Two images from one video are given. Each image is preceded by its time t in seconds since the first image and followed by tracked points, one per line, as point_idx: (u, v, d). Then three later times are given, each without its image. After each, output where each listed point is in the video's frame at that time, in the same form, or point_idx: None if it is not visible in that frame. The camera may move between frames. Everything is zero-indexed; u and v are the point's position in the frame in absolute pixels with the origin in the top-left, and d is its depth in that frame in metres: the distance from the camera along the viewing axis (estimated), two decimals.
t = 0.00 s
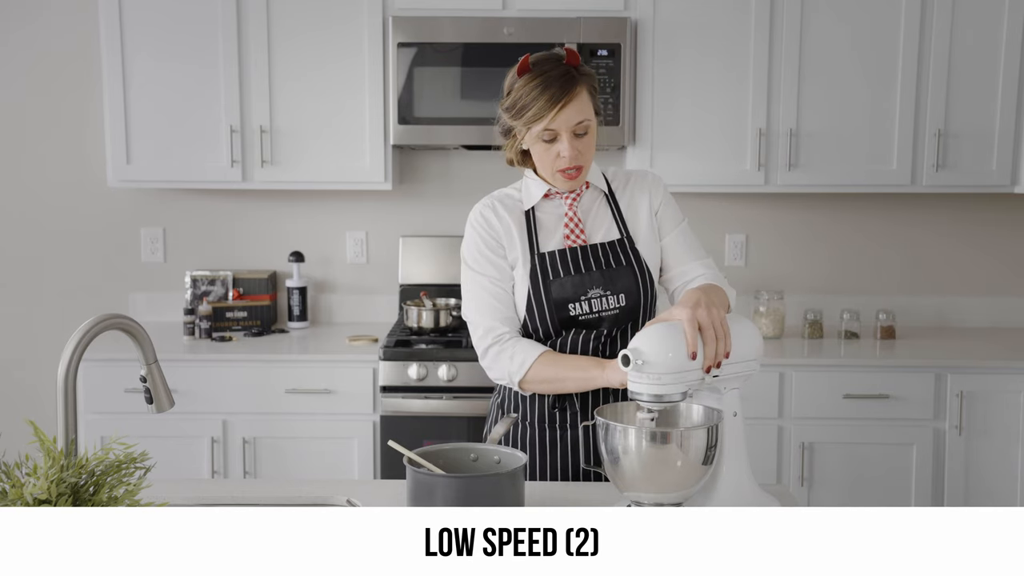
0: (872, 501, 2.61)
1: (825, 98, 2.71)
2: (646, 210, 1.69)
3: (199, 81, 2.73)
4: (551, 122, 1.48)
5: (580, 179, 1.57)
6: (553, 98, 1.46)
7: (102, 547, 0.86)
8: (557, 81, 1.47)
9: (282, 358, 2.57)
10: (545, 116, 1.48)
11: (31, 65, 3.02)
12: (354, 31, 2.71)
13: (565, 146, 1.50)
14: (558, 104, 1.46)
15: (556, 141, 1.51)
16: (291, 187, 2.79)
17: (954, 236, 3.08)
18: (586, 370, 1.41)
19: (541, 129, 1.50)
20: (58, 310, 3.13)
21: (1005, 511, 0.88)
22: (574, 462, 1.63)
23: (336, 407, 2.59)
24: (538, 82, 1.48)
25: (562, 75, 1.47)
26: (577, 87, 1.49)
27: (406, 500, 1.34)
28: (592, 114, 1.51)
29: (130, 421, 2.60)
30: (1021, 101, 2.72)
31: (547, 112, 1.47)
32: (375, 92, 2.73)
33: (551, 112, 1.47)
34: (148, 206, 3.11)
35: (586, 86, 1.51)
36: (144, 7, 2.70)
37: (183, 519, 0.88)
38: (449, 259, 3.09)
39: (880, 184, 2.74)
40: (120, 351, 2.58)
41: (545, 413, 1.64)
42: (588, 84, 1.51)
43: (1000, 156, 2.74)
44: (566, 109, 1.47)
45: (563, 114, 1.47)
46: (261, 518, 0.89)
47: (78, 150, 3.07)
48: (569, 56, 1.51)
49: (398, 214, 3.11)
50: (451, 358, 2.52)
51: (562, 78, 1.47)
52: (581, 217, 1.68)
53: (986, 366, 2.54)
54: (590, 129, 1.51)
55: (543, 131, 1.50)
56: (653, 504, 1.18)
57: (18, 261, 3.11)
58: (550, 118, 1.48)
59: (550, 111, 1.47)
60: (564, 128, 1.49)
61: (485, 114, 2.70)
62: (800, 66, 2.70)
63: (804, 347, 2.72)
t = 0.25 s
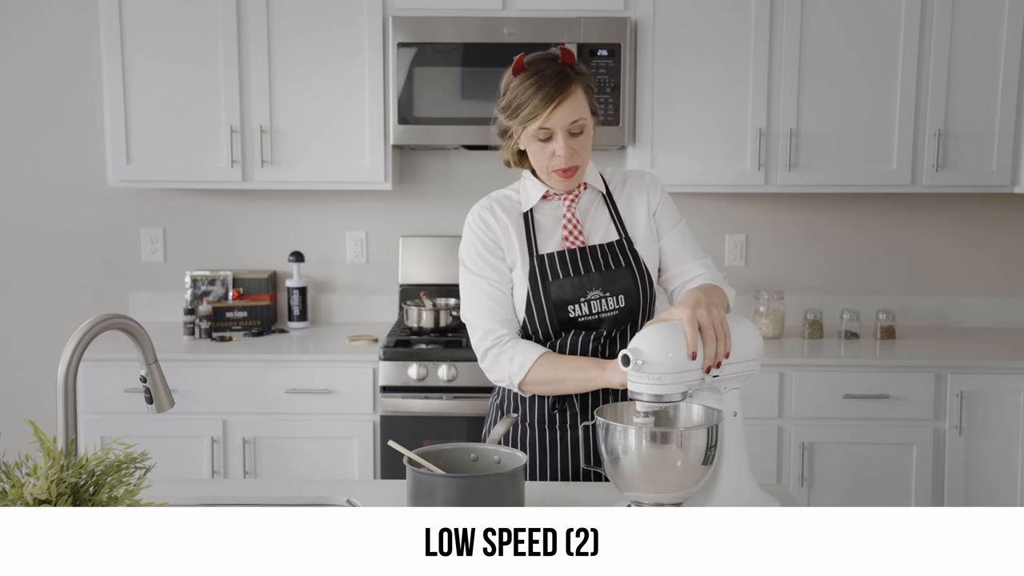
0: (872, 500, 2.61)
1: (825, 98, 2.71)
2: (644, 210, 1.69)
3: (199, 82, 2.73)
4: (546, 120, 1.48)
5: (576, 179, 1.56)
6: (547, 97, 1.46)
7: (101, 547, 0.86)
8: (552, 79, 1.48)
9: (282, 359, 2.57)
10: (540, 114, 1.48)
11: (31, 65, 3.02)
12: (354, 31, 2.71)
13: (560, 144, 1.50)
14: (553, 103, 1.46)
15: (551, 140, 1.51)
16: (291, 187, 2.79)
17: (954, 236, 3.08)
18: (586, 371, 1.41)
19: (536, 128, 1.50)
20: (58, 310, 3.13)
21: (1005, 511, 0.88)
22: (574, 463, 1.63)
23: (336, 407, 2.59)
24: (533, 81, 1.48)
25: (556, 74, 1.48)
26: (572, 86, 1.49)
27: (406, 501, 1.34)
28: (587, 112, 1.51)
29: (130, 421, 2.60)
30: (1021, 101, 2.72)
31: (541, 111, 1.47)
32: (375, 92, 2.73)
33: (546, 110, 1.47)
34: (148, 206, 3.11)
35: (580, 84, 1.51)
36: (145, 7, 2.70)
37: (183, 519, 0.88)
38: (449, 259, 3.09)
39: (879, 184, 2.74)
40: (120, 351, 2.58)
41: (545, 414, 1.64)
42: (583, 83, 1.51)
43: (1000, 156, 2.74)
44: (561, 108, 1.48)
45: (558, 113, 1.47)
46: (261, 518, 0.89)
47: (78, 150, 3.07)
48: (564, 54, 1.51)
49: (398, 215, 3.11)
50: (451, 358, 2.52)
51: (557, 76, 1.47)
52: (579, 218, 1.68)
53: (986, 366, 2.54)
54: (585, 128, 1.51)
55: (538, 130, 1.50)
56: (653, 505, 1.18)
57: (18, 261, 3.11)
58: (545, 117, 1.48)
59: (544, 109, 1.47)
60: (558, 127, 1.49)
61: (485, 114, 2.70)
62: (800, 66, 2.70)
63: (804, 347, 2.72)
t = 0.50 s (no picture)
0: (872, 500, 2.61)
1: (825, 98, 2.71)
2: (642, 210, 1.69)
3: (199, 82, 2.73)
4: (541, 118, 1.48)
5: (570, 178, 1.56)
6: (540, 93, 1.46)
7: (101, 547, 0.86)
8: (546, 77, 1.48)
9: (282, 359, 2.57)
10: (535, 112, 1.48)
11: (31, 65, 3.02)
12: (354, 31, 2.71)
13: (555, 143, 1.50)
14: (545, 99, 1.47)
15: (546, 138, 1.51)
16: (291, 187, 2.79)
17: (954, 236, 3.08)
18: (586, 371, 1.41)
19: (531, 127, 1.50)
20: (58, 310, 3.13)
21: (1005, 511, 0.88)
22: (574, 463, 1.63)
23: (336, 407, 2.59)
24: (528, 80, 1.48)
25: (551, 73, 1.48)
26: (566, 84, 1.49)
27: (406, 501, 1.34)
28: (582, 111, 1.51)
29: (130, 421, 2.60)
30: (1021, 101, 2.72)
31: (536, 109, 1.48)
32: (375, 92, 2.73)
33: (541, 108, 1.47)
34: (148, 206, 3.11)
35: (575, 83, 1.51)
36: (145, 7, 2.70)
37: (183, 519, 0.88)
38: (449, 259, 3.09)
39: (879, 184, 2.74)
40: (120, 351, 2.58)
41: (545, 414, 1.64)
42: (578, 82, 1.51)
43: (1000, 156, 2.74)
44: (556, 106, 1.48)
45: (553, 110, 1.47)
46: (261, 518, 0.89)
47: (78, 150, 3.07)
48: (559, 54, 1.52)
49: (398, 215, 3.11)
50: (451, 358, 2.52)
51: (552, 75, 1.48)
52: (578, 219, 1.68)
53: (986, 366, 2.54)
54: (580, 126, 1.51)
55: (533, 128, 1.50)
56: (653, 505, 1.18)
57: (18, 261, 3.11)
58: (538, 114, 1.48)
59: (539, 107, 1.47)
60: (553, 125, 1.49)
61: (485, 114, 2.70)
62: (800, 66, 2.70)
63: (804, 347, 2.72)
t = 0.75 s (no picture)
0: (872, 500, 2.61)
1: (825, 98, 2.71)
2: (642, 210, 1.69)
3: (199, 82, 2.73)
4: (530, 104, 1.49)
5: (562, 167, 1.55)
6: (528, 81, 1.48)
7: (101, 547, 0.86)
8: (535, 66, 1.50)
9: (281, 359, 2.57)
10: (524, 97, 1.49)
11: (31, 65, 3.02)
12: (354, 32, 2.71)
13: (544, 129, 1.50)
14: (533, 86, 1.48)
15: (536, 126, 1.51)
16: (291, 187, 2.79)
17: (954, 236, 3.08)
18: (586, 371, 1.41)
19: (521, 113, 1.51)
20: (58, 311, 3.13)
21: (1005, 511, 0.88)
22: (574, 463, 1.63)
23: (336, 408, 2.59)
24: (519, 69, 1.51)
25: (541, 62, 1.51)
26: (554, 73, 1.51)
27: (405, 500, 1.34)
28: (572, 100, 1.52)
29: (130, 421, 2.60)
30: (1021, 101, 2.72)
31: (525, 94, 1.49)
32: (375, 92, 2.72)
33: (529, 94, 1.49)
34: (148, 206, 3.11)
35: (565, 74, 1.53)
36: (145, 7, 2.70)
37: (183, 519, 0.88)
38: (449, 259, 3.09)
39: (879, 184, 2.74)
40: (120, 351, 2.59)
41: (546, 414, 1.64)
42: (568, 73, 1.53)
43: (1000, 156, 2.74)
44: (544, 91, 1.49)
45: (541, 96, 1.48)
46: (261, 518, 0.89)
47: (78, 150, 3.07)
48: (551, 46, 1.55)
49: (398, 215, 3.11)
50: (451, 358, 2.52)
51: (542, 63, 1.50)
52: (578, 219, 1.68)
53: (986, 366, 2.54)
54: (570, 114, 1.51)
55: (523, 115, 1.51)
56: (653, 504, 1.18)
57: (17, 261, 3.11)
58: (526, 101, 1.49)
59: (528, 92, 1.49)
60: (542, 110, 1.49)
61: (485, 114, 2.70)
62: (800, 66, 2.70)
63: (804, 347, 2.72)
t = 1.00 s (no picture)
0: (872, 500, 2.61)
1: (825, 98, 2.71)
2: (641, 209, 1.69)
3: (199, 82, 2.73)
4: (526, 100, 1.50)
5: (559, 165, 1.55)
6: (524, 78, 1.49)
7: (101, 547, 0.86)
8: (531, 64, 1.51)
9: (281, 358, 2.57)
10: (521, 93, 1.50)
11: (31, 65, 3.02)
12: (354, 32, 2.71)
13: (540, 125, 1.51)
14: (529, 83, 1.49)
15: (533, 122, 1.52)
16: (291, 187, 2.79)
17: (954, 236, 3.08)
18: (586, 371, 1.41)
19: (518, 109, 1.52)
20: (58, 310, 3.13)
21: (1005, 511, 0.88)
22: (574, 463, 1.63)
23: (336, 407, 2.59)
24: (516, 65, 1.52)
25: (538, 58, 1.52)
26: (551, 70, 1.52)
27: (405, 500, 1.34)
28: (569, 97, 1.52)
29: (130, 421, 2.60)
30: (1022, 101, 2.72)
31: (521, 90, 1.50)
32: (375, 92, 2.73)
33: (526, 90, 1.50)
34: (148, 206, 3.11)
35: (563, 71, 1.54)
36: (145, 7, 2.70)
37: (183, 519, 0.88)
38: (449, 259, 3.09)
39: (880, 184, 2.74)
40: (120, 351, 2.59)
41: (546, 414, 1.64)
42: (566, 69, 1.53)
43: (1000, 155, 2.74)
44: (541, 87, 1.49)
45: (537, 92, 1.49)
46: (260, 518, 0.89)
47: (78, 149, 3.07)
48: (548, 43, 1.55)
49: (398, 215, 3.11)
50: (451, 358, 2.52)
51: (538, 59, 1.51)
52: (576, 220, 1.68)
53: (986, 366, 2.54)
54: (567, 111, 1.52)
55: (520, 111, 1.52)
56: (653, 504, 1.18)
57: (17, 261, 3.11)
58: (523, 99, 1.50)
59: (525, 88, 1.50)
60: (538, 107, 1.50)
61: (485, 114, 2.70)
62: (800, 67, 2.70)
63: (804, 347, 2.72)
